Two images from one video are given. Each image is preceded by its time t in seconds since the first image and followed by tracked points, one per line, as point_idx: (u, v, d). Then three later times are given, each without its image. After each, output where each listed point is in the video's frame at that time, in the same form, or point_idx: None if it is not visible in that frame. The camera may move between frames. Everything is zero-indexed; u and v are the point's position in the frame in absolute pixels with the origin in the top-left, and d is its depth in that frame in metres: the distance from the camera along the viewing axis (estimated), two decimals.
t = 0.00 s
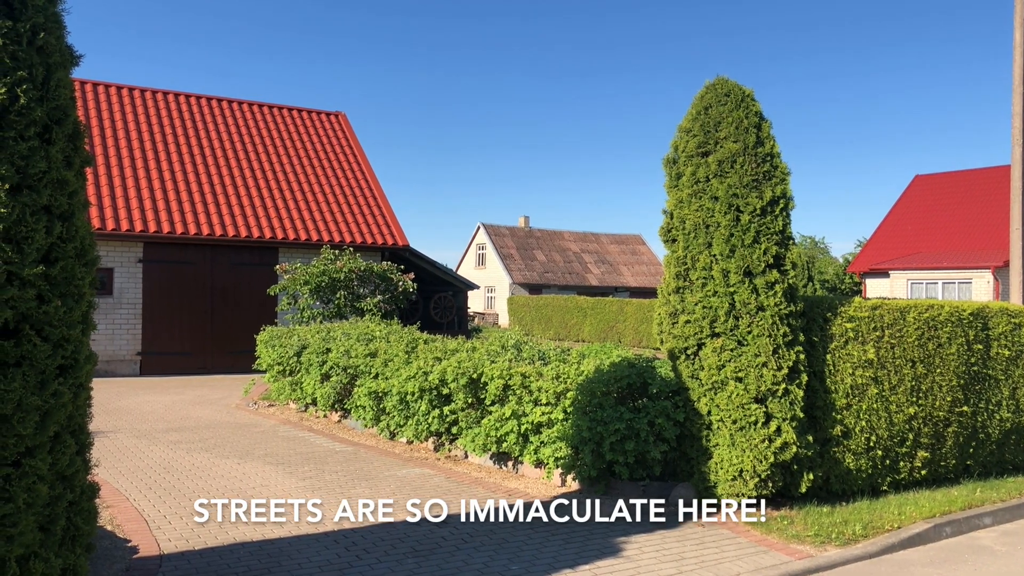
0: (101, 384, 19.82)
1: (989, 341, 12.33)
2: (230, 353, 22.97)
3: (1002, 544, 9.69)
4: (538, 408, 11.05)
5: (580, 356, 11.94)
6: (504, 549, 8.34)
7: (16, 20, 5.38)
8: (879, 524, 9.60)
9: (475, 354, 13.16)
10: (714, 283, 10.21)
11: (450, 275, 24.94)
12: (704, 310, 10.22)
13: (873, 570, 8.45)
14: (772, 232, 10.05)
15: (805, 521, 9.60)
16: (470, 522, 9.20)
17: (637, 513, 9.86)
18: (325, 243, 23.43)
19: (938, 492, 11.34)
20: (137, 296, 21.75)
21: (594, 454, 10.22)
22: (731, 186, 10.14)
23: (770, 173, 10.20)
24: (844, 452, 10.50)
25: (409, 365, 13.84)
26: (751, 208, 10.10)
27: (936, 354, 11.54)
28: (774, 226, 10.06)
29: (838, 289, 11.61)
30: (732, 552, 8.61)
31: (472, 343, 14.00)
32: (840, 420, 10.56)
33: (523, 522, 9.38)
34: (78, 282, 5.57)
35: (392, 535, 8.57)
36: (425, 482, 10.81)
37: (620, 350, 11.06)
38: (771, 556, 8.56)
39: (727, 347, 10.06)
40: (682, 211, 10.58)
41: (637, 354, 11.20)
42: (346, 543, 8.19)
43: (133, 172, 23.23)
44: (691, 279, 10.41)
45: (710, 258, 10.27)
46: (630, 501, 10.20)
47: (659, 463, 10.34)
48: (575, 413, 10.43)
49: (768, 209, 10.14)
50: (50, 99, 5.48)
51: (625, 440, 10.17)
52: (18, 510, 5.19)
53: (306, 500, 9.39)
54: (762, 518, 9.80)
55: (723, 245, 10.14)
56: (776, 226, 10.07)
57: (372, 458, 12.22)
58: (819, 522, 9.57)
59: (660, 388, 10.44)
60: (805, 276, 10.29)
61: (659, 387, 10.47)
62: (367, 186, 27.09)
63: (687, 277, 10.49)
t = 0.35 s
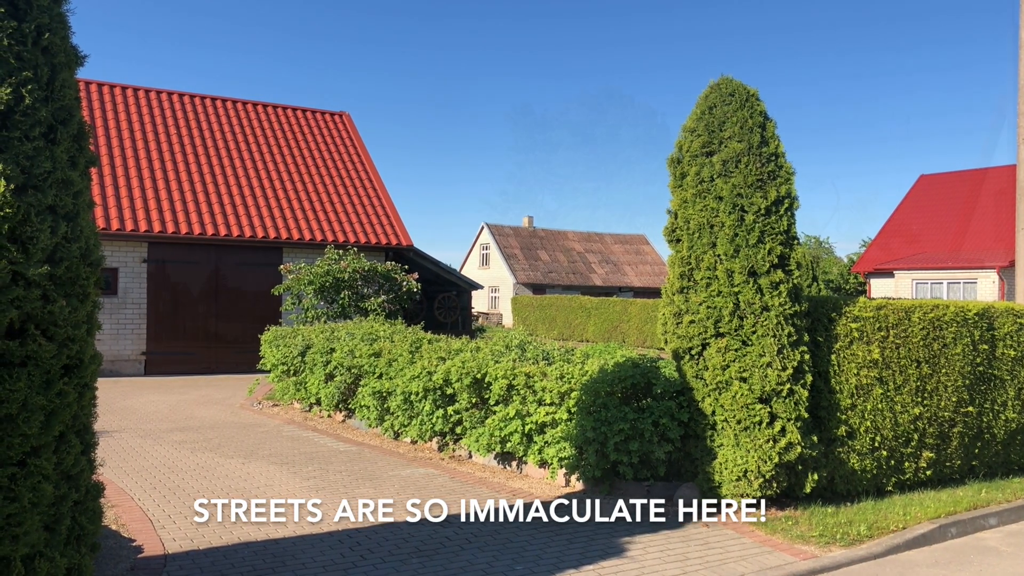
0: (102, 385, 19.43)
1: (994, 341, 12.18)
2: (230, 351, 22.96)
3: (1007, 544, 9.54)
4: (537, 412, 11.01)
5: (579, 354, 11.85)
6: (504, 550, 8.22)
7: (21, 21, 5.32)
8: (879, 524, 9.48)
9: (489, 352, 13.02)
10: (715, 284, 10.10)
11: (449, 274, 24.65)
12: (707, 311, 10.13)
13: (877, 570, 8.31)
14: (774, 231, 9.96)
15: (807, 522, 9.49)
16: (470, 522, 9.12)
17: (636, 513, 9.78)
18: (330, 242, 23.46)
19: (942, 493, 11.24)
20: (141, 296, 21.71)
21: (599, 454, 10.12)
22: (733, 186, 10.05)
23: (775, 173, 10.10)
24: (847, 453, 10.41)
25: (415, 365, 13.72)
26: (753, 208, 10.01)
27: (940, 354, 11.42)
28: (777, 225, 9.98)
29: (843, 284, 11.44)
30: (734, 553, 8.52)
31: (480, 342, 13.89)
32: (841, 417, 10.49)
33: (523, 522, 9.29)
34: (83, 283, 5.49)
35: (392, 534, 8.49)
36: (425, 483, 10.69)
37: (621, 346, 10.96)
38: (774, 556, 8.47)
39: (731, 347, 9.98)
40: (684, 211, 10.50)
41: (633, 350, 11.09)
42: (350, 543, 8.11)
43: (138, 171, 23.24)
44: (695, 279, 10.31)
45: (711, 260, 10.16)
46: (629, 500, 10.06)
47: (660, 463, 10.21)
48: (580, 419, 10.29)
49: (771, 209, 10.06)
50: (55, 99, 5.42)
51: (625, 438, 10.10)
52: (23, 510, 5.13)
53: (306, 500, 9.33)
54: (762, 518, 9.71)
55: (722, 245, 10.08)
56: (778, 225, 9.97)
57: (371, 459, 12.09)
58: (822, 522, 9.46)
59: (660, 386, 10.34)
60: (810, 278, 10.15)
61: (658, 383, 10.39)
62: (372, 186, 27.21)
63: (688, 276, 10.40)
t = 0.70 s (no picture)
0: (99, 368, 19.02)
1: (999, 342, 12.00)
2: (223, 347, 22.58)
3: (1014, 544, 9.44)
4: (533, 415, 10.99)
5: (570, 347, 11.78)
6: (503, 549, 8.22)
7: (26, 22, 5.13)
8: (879, 524, 9.47)
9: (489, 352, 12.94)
10: (716, 284, 10.23)
11: (439, 273, 23.87)
12: (709, 312, 10.20)
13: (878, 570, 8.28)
14: (777, 229, 9.90)
15: (809, 522, 9.49)
16: (470, 522, 9.13)
17: (636, 513, 9.85)
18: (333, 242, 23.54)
19: (947, 493, 11.19)
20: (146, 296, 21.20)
21: (603, 453, 10.21)
22: (732, 188, 10.12)
23: (778, 174, 10.10)
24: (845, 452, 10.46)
25: (423, 363, 13.64)
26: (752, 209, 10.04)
27: (946, 354, 11.30)
28: (778, 223, 9.93)
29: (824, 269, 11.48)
30: (733, 553, 8.51)
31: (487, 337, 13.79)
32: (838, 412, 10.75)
33: (523, 522, 9.29)
34: (90, 286, 5.04)
35: (392, 533, 8.51)
36: (426, 483, 10.66)
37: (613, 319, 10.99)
38: (775, 556, 8.47)
39: (734, 347, 10.05)
40: (682, 212, 10.48)
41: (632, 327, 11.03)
42: (354, 543, 8.13)
43: (142, 172, 23.29)
44: (698, 279, 10.35)
45: (708, 260, 10.28)
46: (630, 500, 10.11)
47: (665, 464, 10.08)
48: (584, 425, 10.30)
49: (771, 209, 10.07)
50: (56, 97, 5.20)
51: (631, 438, 9.97)
52: (28, 511, 4.75)
53: (306, 500, 9.35)
54: (762, 518, 9.74)
55: (723, 245, 10.19)
56: (780, 223, 9.94)
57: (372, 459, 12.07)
58: (822, 523, 9.46)
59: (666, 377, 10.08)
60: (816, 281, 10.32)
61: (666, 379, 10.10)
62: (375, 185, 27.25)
63: (690, 277, 10.42)
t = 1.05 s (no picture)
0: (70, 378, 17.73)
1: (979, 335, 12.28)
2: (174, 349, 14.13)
3: None
4: (529, 416, 11.31)
5: (559, 344, 11.64)
6: (480, 547, 7.33)
7: None
8: (889, 504, 8.74)
9: (490, 355, 13.20)
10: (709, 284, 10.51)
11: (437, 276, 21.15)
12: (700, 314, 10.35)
13: (895, 553, 7.49)
14: (768, 230, 9.71)
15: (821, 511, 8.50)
16: (470, 522, 8.01)
17: (637, 513, 8.31)
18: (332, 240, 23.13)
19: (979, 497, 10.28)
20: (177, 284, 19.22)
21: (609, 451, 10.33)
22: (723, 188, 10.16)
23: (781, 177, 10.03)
24: (834, 451, 10.21)
25: (448, 364, 14.51)
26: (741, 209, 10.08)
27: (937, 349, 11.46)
28: (770, 223, 9.80)
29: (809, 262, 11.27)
30: (736, 548, 7.48)
31: (482, 328, 13.60)
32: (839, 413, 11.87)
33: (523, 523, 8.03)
34: None
35: (358, 535, 7.64)
36: (403, 467, 9.77)
37: (605, 314, 10.98)
38: (779, 548, 7.51)
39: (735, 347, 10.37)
40: (678, 211, 10.57)
41: (626, 322, 10.77)
42: (356, 544, 7.41)
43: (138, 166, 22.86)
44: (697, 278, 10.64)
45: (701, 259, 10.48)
46: (630, 500, 8.60)
47: (655, 459, 9.69)
48: (574, 425, 10.70)
49: (760, 210, 10.13)
50: None
51: (622, 437, 10.22)
52: None
53: (305, 500, 8.57)
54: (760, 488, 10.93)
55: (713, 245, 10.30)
56: (771, 222, 9.84)
57: (340, 438, 11.10)
58: (833, 508, 8.60)
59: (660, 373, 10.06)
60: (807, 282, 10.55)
61: (659, 376, 10.07)
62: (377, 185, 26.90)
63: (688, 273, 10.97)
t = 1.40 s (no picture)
0: (49, 378, 17.53)
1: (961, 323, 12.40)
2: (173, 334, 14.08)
3: None
4: (514, 415, 11.54)
5: (539, 342, 11.61)
6: (459, 548, 7.24)
7: None
8: (869, 503, 8.78)
9: (472, 354, 13.27)
10: (691, 283, 10.51)
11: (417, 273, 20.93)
12: (684, 312, 10.20)
13: (875, 552, 7.52)
14: (750, 230, 9.75)
15: (802, 511, 8.52)
16: (471, 522, 7.92)
17: (637, 513, 8.25)
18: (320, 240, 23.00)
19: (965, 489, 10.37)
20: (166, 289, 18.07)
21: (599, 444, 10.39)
22: (706, 188, 10.15)
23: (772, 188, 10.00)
24: (814, 450, 10.28)
25: (433, 362, 14.62)
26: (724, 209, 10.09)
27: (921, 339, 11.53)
28: (751, 223, 9.85)
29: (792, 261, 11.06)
30: (717, 548, 7.43)
31: (464, 326, 13.58)
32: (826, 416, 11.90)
33: (522, 522, 7.96)
34: None
35: (338, 536, 7.55)
36: (384, 465, 9.69)
37: (587, 313, 10.72)
38: (760, 548, 7.48)
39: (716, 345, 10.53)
40: (661, 211, 10.51)
41: (610, 321, 10.36)
42: (355, 545, 7.34)
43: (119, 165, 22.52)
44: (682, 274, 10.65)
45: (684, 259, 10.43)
46: (630, 501, 8.55)
47: (637, 457, 9.71)
48: (557, 424, 10.83)
49: (742, 211, 10.16)
50: None
51: (604, 435, 10.29)
52: None
53: (305, 500, 8.52)
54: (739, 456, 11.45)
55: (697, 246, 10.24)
56: (753, 222, 9.89)
57: (322, 436, 11.02)
58: (813, 506, 8.65)
59: (643, 372, 9.91)
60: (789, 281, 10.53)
61: (642, 375, 9.96)
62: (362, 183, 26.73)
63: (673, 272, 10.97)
